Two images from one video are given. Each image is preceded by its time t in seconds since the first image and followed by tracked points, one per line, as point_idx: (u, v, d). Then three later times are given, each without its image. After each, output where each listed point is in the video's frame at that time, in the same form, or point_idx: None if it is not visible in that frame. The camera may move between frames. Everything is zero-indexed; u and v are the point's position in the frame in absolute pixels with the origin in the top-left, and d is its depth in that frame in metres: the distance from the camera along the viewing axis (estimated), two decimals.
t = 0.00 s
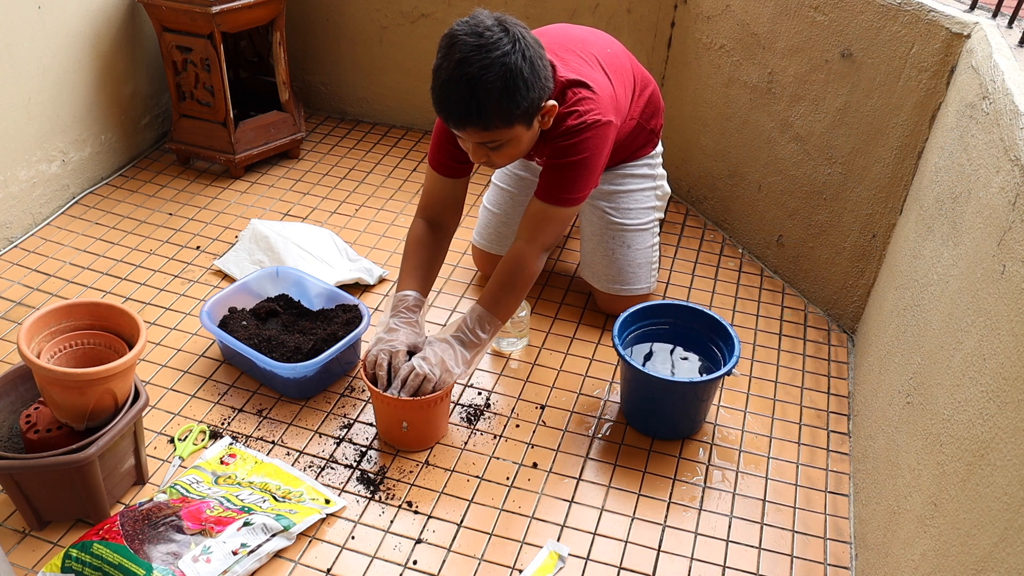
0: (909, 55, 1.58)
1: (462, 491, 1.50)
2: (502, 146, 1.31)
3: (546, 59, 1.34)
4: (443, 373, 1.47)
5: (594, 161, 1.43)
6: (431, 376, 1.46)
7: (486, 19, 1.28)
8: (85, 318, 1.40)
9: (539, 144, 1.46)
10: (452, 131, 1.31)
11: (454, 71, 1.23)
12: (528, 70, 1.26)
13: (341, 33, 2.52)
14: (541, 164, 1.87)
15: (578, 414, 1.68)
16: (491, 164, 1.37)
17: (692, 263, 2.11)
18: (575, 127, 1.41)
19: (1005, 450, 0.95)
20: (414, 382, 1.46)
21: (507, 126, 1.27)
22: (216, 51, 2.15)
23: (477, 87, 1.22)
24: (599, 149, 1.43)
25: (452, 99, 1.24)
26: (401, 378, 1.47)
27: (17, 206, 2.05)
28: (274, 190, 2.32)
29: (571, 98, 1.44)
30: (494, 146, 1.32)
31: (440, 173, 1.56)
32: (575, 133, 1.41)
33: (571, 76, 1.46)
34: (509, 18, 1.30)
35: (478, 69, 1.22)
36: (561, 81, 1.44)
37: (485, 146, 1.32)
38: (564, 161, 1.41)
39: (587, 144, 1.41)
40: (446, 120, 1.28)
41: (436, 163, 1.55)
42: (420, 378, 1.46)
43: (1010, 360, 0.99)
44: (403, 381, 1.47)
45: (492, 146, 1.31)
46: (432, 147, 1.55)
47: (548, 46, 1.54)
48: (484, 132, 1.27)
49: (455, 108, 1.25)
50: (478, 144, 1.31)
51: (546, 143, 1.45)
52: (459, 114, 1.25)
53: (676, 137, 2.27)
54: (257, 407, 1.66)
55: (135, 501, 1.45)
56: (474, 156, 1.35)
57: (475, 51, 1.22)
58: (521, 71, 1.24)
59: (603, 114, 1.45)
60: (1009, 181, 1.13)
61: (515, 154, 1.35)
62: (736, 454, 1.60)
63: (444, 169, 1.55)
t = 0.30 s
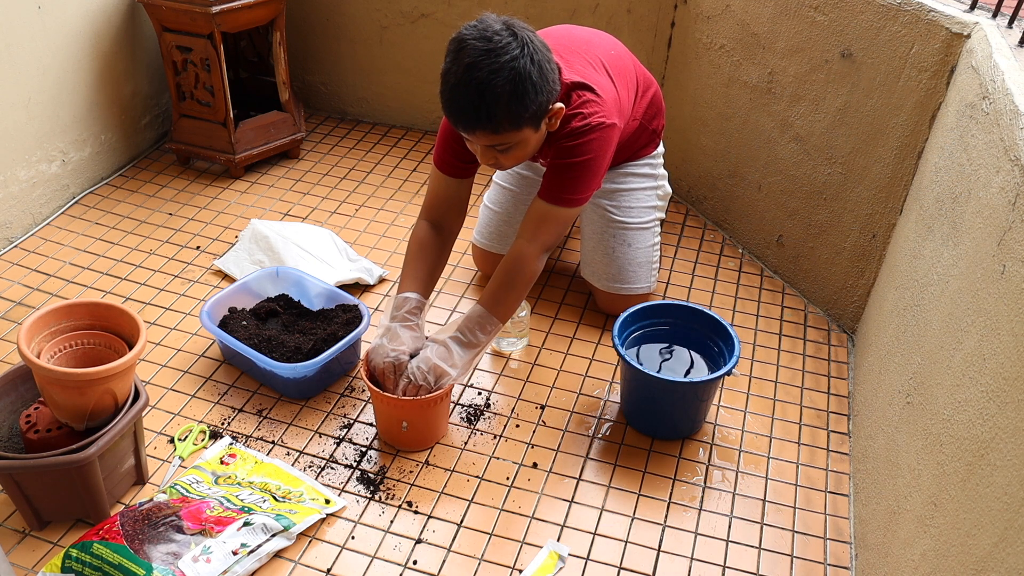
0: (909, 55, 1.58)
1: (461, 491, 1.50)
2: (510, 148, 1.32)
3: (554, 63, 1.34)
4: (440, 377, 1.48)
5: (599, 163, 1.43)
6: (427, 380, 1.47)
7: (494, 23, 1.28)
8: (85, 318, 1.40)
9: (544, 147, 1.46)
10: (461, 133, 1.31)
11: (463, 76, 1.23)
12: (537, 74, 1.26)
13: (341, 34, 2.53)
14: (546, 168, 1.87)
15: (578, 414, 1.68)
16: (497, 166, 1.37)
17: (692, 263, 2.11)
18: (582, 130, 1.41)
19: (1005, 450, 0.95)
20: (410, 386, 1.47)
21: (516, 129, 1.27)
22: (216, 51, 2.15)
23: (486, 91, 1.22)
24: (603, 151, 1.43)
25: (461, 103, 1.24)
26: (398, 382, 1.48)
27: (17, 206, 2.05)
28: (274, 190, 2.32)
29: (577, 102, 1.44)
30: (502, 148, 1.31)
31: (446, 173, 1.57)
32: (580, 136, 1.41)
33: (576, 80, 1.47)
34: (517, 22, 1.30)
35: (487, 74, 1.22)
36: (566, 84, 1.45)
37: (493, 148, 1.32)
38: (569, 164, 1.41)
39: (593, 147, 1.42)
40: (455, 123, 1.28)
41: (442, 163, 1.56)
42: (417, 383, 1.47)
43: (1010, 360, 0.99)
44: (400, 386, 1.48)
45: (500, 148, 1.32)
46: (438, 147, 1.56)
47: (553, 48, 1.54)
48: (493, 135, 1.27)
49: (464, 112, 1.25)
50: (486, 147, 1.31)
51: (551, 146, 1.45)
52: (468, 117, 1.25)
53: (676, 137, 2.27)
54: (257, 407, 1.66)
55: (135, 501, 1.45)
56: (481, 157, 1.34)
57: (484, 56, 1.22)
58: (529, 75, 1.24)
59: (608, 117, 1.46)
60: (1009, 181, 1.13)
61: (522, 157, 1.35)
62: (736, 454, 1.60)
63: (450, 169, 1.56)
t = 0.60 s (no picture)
0: (909, 55, 1.58)
1: (461, 491, 1.50)
2: (511, 134, 1.31)
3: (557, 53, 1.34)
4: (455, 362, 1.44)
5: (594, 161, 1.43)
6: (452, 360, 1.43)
7: (499, 9, 1.28)
8: (85, 318, 1.40)
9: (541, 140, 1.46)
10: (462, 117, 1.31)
11: (469, 57, 1.23)
12: (541, 57, 1.27)
13: (341, 34, 2.53)
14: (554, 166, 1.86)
15: (578, 414, 1.68)
16: (495, 153, 1.37)
17: (692, 263, 2.11)
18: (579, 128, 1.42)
19: (1005, 450, 0.95)
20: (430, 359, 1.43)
21: (518, 112, 1.27)
22: (216, 51, 2.15)
23: (491, 71, 1.22)
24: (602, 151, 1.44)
25: (466, 83, 1.24)
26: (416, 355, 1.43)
27: (17, 206, 2.05)
28: (274, 190, 2.32)
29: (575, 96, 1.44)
30: (501, 134, 1.31)
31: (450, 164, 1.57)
32: (580, 138, 1.42)
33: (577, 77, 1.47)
34: (522, 9, 1.31)
35: (493, 54, 1.22)
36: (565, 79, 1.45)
37: (493, 133, 1.31)
38: (568, 162, 1.42)
39: (590, 146, 1.42)
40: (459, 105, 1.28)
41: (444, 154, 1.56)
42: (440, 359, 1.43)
43: (1010, 361, 0.99)
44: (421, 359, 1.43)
45: (499, 133, 1.31)
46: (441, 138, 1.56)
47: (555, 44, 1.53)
48: (495, 118, 1.27)
49: (468, 92, 1.24)
50: (486, 132, 1.30)
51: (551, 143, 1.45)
52: (472, 98, 1.25)
53: (676, 137, 2.27)
54: (257, 406, 1.66)
55: (135, 501, 1.45)
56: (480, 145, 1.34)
57: (490, 37, 1.23)
58: (533, 57, 1.25)
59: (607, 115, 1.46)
60: (1009, 181, 1.13)
61: (521, 145, 1.35)
62: (736, 454, 1.60)
63: (452, 160, 1.56)
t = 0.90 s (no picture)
0: (909, 55, 1.58)
1: (461, 491, 1.50)
2: (525, 125, 1.31)
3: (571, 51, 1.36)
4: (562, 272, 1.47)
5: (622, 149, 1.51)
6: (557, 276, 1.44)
7: (511, 6, 1.29)
8: (85, 318, 1.40)
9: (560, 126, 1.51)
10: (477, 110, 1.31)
11: (483, 49, 1.24)
12: (555, 51, 1.28)
13: (341, 34, 2.53)
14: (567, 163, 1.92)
15: (578, 414, 1.68)
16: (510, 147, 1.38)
17: (692, 263, 2.11)
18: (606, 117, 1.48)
19: (1005, 450, 0.95)
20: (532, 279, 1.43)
21: (533, 104, 1.27)
22: (216, 51, 2.15)
23: (506, 63, 1.22)
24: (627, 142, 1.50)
25: (481, 74, 1.24)
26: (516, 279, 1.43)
27: (17, 206, 2.05)
28: (274, 190, 2.32)
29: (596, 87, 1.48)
30: (516, 126, 1.31)
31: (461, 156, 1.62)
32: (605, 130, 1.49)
33: (591, 74, 1.50)
34: (535, 5, 1.31)
35: (507, 46, 1.23)
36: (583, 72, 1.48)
37: (508, 125, 1.31)
38: (600, 155, 1.51)
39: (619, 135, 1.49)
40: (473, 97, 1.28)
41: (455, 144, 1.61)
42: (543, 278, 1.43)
43: (1010, 361, 0.99)
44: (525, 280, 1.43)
45: (514, 125, 1.31)
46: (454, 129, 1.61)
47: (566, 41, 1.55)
48: (509, 109, 1.27)
49: (482, 84, 1.24)
50: (502, 124, 1.30)
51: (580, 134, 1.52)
52: (487, 90, 1.24)
53: (676, 137, 2.27)
54: (257, 407, 1.66)
55: (135, 501, 1.45)
56: (496, 138, 1.35)
57: (504, 31, 1.24)
58: (547, 51, 1.26)
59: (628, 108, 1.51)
60: (1009, 181, 1.13)
61: (534, 139, 1.36)
62: (736, 454, 1.60)
63: (464, 151, 1.61)
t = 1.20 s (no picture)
0: (909, 55, 1.58)
1: (461, 491, 1.50)
2: (567, 87, 1.41)
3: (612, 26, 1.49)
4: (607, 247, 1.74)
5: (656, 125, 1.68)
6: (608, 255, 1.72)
7: None
8: (85, 318, 1.40)
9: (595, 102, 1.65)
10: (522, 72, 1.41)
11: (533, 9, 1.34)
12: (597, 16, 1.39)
13: (341, 34, 2.53)
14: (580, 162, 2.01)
15: (578, 414, 1.68)
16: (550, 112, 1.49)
17: (692, 263, 2.11)
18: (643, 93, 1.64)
19: (1005, 450, 0.95)
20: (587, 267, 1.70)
21: (578, 63, 1.38)
22: (216, 51, 2.15)
23: (555, 17, 1.32)
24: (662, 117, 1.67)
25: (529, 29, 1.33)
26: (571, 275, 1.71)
27: (17, 206, 2.05)
28: (274, 190, 2.32)
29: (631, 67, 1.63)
30: (559, 86, 1.41)
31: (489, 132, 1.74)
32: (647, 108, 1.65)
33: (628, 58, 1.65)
34: None
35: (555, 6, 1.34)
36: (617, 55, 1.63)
37: (551, 85, 1.41)
38: (645, 132, 1.68)
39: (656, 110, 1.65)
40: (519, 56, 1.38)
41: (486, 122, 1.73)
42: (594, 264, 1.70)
43: (1010, 361, 0.99)
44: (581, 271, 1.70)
45: (557, 86, 1.41)
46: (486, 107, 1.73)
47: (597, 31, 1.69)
48: (556, 65, 1.36)
49: (531, 40, 1.34)
50: (546, 84, 1.40)
51: (619, 112, 1.67)
52: (535, 46, 1.34)
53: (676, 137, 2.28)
54: (257, 407, 1.66)
55: (135, 501, 1.45)
56: (540, 102, 1.45)
57: None
58: (591, 14, 1.37)
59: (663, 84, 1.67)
60: (1009, 181, 1.13)
61: (574, 101, 1.46)
62: (735, 454, 1.60)
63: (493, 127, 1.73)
